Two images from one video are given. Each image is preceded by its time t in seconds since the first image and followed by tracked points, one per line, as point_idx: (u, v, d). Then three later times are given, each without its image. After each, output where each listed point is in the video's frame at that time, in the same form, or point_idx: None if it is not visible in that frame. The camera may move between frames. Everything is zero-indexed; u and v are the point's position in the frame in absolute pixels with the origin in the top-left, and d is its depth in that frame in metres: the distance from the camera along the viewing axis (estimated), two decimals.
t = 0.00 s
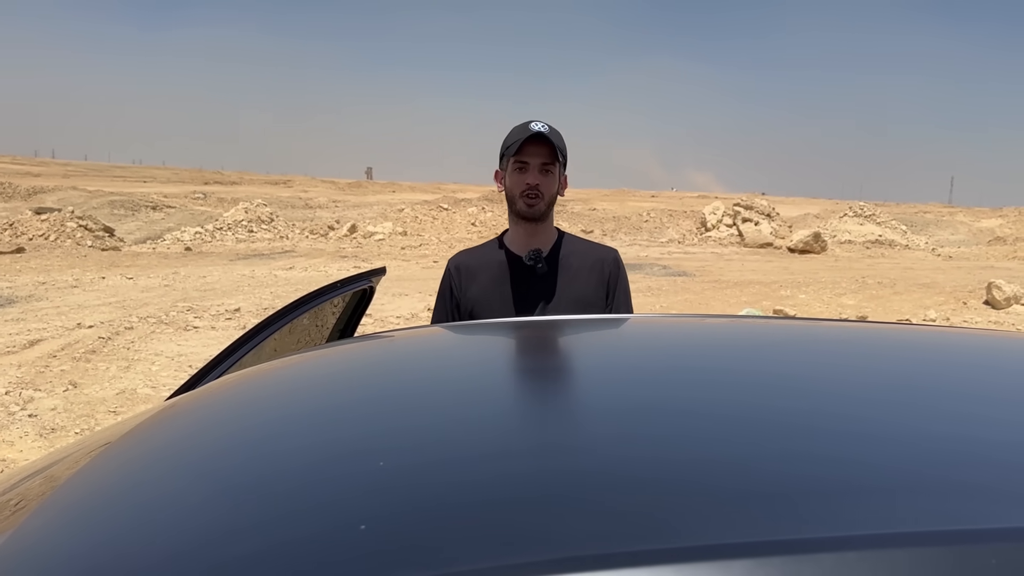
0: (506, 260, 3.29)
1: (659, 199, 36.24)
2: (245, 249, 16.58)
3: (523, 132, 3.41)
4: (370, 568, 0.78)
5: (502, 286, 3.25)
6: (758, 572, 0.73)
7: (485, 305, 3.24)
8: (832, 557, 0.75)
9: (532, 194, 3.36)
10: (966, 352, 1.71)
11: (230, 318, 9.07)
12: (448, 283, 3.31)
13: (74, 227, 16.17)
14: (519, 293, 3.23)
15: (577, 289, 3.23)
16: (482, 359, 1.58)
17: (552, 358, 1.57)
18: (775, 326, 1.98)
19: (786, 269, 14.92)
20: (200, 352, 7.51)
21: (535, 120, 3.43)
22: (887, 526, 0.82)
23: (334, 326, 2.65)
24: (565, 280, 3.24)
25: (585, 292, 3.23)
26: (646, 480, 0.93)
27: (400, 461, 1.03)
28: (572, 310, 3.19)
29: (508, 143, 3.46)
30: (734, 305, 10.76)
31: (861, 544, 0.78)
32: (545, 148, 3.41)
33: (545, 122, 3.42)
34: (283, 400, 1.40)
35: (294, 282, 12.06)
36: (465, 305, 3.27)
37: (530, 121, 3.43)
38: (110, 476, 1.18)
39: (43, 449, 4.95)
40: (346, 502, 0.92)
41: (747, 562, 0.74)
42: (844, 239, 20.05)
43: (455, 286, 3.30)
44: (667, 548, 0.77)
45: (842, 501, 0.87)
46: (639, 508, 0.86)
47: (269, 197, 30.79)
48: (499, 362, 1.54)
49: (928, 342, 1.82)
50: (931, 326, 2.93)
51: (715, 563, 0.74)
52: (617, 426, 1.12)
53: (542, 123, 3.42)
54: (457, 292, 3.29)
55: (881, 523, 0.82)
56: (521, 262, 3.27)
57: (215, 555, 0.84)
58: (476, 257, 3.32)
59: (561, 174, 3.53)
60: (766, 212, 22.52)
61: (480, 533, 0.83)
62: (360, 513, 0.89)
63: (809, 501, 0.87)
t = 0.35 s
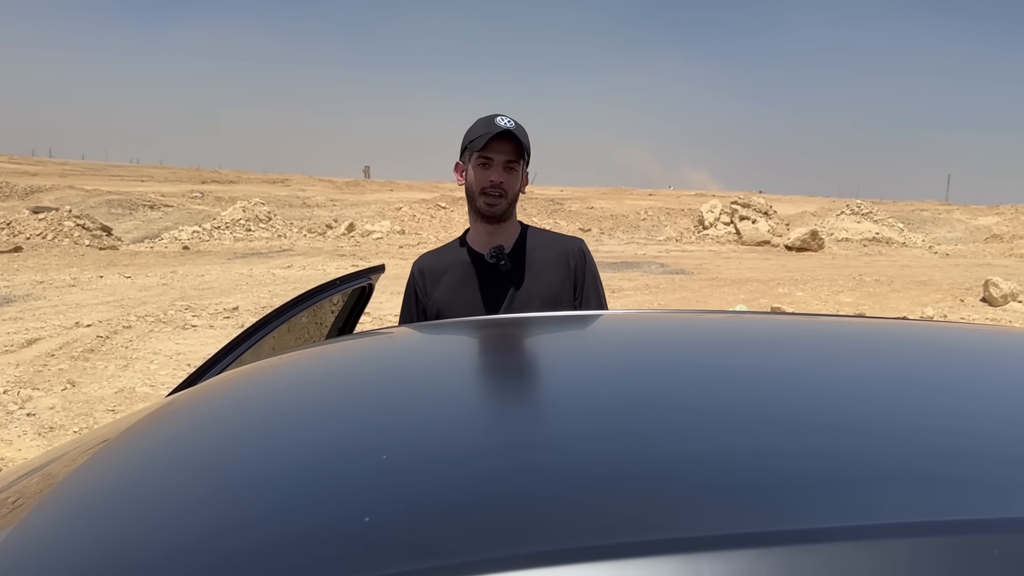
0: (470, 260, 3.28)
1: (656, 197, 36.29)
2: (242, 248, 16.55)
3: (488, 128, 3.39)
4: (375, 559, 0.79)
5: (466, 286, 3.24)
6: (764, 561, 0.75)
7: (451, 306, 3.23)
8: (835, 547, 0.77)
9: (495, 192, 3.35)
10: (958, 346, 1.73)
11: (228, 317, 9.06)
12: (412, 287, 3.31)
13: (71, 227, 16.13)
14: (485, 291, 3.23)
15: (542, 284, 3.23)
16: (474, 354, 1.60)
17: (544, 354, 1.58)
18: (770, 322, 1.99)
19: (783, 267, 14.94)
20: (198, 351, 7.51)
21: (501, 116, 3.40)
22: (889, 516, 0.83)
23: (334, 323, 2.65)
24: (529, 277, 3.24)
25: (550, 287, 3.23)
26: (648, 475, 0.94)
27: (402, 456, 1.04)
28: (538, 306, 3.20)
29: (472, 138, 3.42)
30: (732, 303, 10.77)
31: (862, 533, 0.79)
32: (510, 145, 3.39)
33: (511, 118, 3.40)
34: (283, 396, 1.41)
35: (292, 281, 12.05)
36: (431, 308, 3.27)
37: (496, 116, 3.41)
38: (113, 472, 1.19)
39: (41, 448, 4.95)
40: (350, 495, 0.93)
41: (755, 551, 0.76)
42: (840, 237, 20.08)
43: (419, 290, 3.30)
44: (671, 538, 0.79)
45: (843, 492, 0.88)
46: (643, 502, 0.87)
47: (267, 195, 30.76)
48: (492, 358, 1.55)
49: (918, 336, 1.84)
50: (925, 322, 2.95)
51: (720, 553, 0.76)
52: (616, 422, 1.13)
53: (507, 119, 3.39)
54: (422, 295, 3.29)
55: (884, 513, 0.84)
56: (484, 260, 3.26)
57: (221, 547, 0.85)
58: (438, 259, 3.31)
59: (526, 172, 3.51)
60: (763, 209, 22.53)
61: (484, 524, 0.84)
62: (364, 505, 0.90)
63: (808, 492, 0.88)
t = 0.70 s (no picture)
0: (453, 261, 3.28)
1: (656, 194, 36.29)
2: (242, 246, 16.56)
3: (456, 128, 3.40)
4: (380, 554, 0.79)
5: (450, 287, 3.23)
6: (769, 556, 0.75)
7: (437, 308, 3.21)
8: (840, 542, 0.77)
9: (472, 189, 3.36)
10: (956, 341, 1.73)
11: (228, 316, 9.05)
12: (397, 291, 3.30)
13: (70, 226, 16.12)
14: (469, 292, 3.22)
15: (528, 283, 3.22)
16: (472, 352, 1.60)
17: (540, 351, 1.58)
18: (767, 318, 1.99)
19: (783, 264, 14.94)
20: (198, 349, 7.51)
21: (469, 113, 3.42)
22: (894, 511, 0.83)
23: (333, 321, 2.64)
24: (514, 275, 3.23)
25: (537, 285, 3.22)
26: (649, 471, 0.94)
27: (407, 452, 1.04)
28: (523, 303, 3.18)
29: (444, 139, 3.44)
30: (732, 300, 10.77)
31: (867, 529, 0.79)
32: (480, 141, 3.40)
33: (480, 114, 3.41)
34: (286, 394, 1.41)
35: (292, 279, 12.04)
36: (415, 310, 3.25)
37: (464, 114, 3.42)
38: (115, 472, 1.19)
39: (42, 447, 4.96)
40: (354, 491, 0.93)
41: (762, 547, 0.76)
42: (840, 234, 20.07)
43: (403, 293, 3.28)
44: (675, 534, 0.79)
45: (846, 487, 0.89)
46: (644, 498, 0.87)
47: (266, 194, 30.76)
48: (489, 355, 1.55)
49: (915, 332, 1.85)
50: (922, 317, 2.94)
51: (725, 548, 0.76)
52: (616, 418, 1.13)
53: (476, 115, 3.41)
54: (406, 296, 3.27)
55: (887, 508, 0.84)
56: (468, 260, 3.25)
57: (227, 542, 0.85)
58: (422, 261, 3.30)
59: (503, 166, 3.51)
60: (763, 206, 22.51)
61: (487, 520, 0.84)
62: (368, 501, 0.90)
63: (808, 487, 0.88)
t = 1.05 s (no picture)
0: (450, 260, 3.28)
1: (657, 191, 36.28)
2: (244, 245, 16.56)
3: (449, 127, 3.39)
4: (376, 550, 0.79)
5: (448, 286, 3.23)
6: (766, 551, 0.75)
7: (433, 307, 3.21)
8: (837, 537, 0.77)
9: (466, 189, 3.35)
10: (956, 337, 1.73)
11: (230, 314, 9.06)
12: (393, 289, 3.30)
13: (72, 225, 16.12)
14: (467, 291, 3.22)
15: (527, 282, 3.23)
16: (472, 348, 1.60)
17: (540, 348, 1.58)
18: (766, 314, 1.99)
19: (785, 261, 14.93)
20: (200, 348, 7.52)
21: (462, 112, 3.40)
22: (893, 506, 0.83)
23: (334, 318, 2.64)
24: (513, 275, 3.23)
25: (535, 285, 3.23)
26: (645, 467, 0.94)
27: (405, 449, 1.04)
28: (522, 302, 3.19)
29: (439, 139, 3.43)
30: (734, 297, 10.77)
31: (864, 523, 0.79)
32: (473, 140, 3.39)
33: (472, 112, 3.39)
34: (283, 391, 1.41)
35: (294, 278, 12.03)
36: (412, 310, 3.24)
37: (456, 114, 3.41)
38: (116, 468, 1.19)
39: (45, 445, 4.97)
40: (352, 488, 0.93)
41: (759, 541, 0.76)
42: (842, 231, 20.05)
43: (400, 292, 3.28)
44: (671, 527, 0.79)
45: (844, 482, 0.89)
46: (639, 494, 0.87)
47: (268, 192, 30.75)
48: (489, 352, 1.55)
49: (916, 327, 1.85)
50: (922, 313, 2.94)
51: (722, 543, 0.76)
52: (614, 414, 1.12)
53: (468, 114, 3.39)
54: (404, 295, 3.26)
55: (885, 502, 0.84)
56: (467, 260, 3.25)
57: (225, 538, 0.85)
58: (418, 260, 3.30)
59: (499, 164, 3.49)
60: (764, 203, 22.48)
61: (483, 516, 0.84)
62: (366, 498, 0.90)
63: (804, 481, 0.88)
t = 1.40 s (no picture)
0: (456, 256, 3.27)
1: (660, 189, 36.24)
2: (246, 244, 16.58)
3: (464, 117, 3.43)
4: (379, 544, 0.79)
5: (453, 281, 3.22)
6: (771, 545, 0.75)
7: (440, 303, 3.19)
8: (842, 529, 0.77)
9: (472, 183, 3.37)
10: (963, 331, 1.73)
11: (233, 313, 9.07)
12: (398, 286, 3.28)
13: (76, 224, 16.15)
14: (473, 287, 3.21)
15: (534, 279, 3.23)
16: (476, 346, 1.60)
17: (545, 345, 1.57)
18: (769, 310, 1.98)
19: (788, 259, 14.89)
20: (203, 347, 7.53)
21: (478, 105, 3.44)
22: (895, 499, 0.83)
23: (338, 316, 2.64)
24: (519, 271, 3.23)
25: (542, 281, 3.24)
26: (647, 462, 0.94)
27: (408, 445, 1.04)
28: (529, 299, 3.19)
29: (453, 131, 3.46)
30: (737, 294, 10.74)
31: (868, 517, 0.79)
32: (485, 135, 3.42)
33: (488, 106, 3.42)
34: (286, 390, 1.41)
35: (297, 277, 12.03)
36: (418, 306, 3.23)
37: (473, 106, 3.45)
38: (119, 465, 1.19)
39: (50, 444, 4.99)
40: (355, 482, 0.94)
41: (763, 535, 0.76)
42: (845, 228, 19.99)
43: (405, 288, 3.26)
44: (674, 522, 0.79)
45: (845, 476, 0.88)
46: (640, 489, 0.87)
47: (271, 191, 30.79)
48: (492, 349, 1.55)
49: (922, 322, 1.84)
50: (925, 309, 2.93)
51: (724, 536, 0.76)
52: (615, 410, 1.13)
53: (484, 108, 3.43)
54: (409, 291, 3.25)
55: (887, 495, 0.84)
56: (473, 256, 3.25)
57: (229, 534, 0.86)
58: (423, 256, 3.29)
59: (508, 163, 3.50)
60: (767, 201, 22.42)
61: (486, 510, 0.84)
62: (368, 492, 0.91)
63: (806, 476, 0.88)
